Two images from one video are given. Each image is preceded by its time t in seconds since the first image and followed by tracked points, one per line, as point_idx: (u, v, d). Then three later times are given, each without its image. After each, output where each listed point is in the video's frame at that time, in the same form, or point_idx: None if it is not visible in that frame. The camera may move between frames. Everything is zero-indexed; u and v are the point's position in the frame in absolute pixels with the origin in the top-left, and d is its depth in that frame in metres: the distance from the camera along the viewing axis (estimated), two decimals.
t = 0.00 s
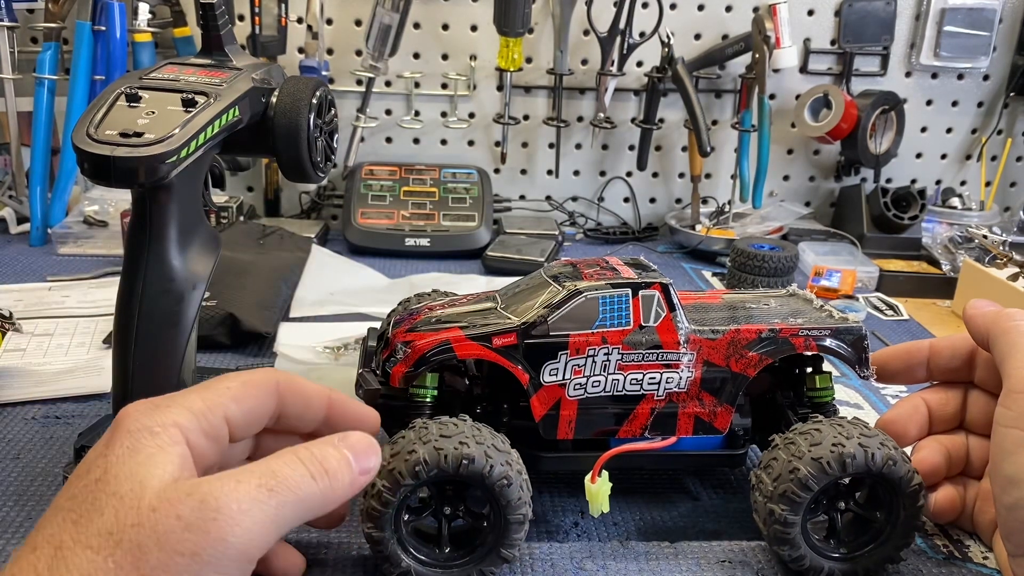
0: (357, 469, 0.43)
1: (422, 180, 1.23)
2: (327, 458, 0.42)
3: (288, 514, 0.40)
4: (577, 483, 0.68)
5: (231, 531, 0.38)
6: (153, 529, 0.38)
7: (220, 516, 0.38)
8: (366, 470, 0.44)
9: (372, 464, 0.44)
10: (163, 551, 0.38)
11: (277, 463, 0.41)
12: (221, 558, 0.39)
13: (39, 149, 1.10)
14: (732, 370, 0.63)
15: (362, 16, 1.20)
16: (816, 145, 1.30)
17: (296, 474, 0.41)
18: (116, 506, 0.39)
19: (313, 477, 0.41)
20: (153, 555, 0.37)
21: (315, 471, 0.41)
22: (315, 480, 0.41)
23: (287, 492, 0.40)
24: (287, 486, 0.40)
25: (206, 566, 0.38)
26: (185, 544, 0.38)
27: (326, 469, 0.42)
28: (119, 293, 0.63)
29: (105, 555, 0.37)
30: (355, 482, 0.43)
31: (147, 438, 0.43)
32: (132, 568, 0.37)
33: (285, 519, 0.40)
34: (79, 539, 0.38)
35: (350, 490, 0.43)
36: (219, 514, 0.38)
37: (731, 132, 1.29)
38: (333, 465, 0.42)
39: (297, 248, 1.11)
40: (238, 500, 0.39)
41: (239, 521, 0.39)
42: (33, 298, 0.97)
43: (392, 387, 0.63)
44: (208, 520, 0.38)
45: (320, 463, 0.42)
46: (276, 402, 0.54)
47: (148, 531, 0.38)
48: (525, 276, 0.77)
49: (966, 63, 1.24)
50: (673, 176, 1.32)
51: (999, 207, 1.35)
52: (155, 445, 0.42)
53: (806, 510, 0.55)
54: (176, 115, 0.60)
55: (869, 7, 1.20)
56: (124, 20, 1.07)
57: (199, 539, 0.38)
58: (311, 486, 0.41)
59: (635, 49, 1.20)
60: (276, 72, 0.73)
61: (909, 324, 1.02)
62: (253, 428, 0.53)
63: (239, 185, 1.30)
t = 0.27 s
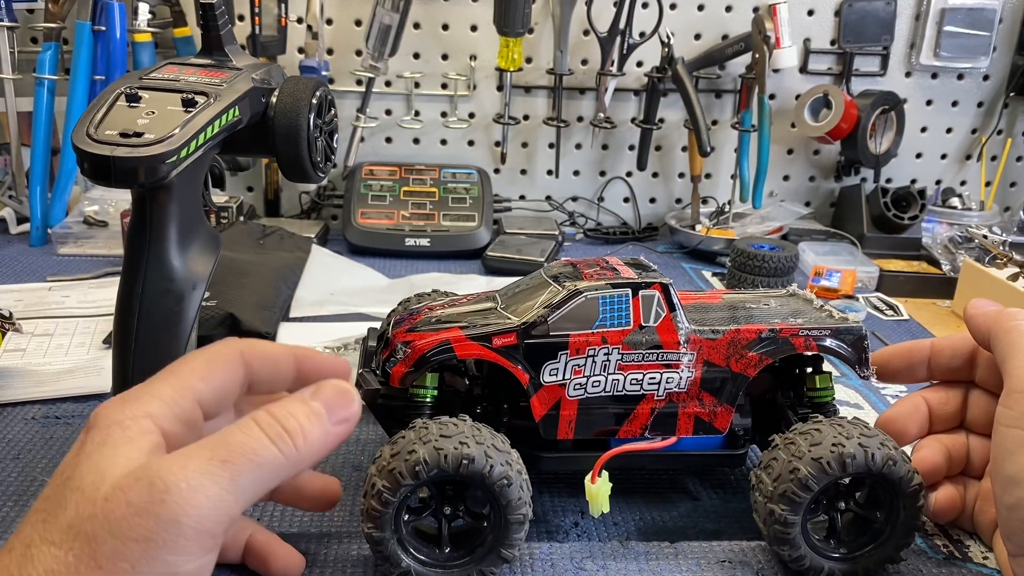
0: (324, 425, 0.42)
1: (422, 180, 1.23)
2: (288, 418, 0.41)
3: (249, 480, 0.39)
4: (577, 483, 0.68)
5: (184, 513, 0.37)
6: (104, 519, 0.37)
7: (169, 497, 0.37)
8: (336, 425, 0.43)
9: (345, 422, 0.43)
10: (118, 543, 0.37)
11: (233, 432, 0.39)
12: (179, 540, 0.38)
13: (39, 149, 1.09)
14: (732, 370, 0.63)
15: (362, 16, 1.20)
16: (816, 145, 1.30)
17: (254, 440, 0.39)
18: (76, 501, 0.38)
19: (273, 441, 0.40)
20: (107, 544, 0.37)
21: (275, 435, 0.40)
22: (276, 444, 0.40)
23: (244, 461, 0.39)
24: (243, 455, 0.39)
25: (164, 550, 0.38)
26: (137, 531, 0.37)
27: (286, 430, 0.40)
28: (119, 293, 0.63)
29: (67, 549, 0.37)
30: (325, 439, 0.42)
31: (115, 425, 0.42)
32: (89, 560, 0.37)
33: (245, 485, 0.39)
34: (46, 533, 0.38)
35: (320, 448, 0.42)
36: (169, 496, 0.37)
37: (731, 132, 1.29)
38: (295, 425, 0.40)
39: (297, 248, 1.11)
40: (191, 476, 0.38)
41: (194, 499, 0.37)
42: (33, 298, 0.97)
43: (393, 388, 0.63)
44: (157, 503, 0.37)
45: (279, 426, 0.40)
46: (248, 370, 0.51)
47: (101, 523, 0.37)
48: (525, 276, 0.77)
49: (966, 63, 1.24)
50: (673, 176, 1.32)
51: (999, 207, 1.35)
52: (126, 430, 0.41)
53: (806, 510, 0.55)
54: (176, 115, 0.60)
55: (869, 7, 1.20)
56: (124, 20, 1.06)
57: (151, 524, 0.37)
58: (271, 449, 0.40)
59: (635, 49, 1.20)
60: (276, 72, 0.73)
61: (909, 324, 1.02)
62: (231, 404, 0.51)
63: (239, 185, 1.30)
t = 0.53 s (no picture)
0: (231, 349, 0.35)
1: (422, 180, 1.23)
2: (190, 355, 0.35)
3: (160, 432, 0.36)
4: (577, 483, 0.68)
5: (95, 485, 0.36)
6: (24, 504, 0.38)
7: (80, 474, 0.36)
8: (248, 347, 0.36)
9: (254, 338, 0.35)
10: (41, 526, 0.37)
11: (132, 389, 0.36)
12: (102, 512, 0.37)
13: (38, 149, 1.09)
14: (732, 370, 0.63)
15: (362, 16, 1.20)
16: (816, 145, 1.30)
17: (151, 391, 0.35)
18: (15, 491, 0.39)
19: (168, 387, 0.35)
20: (32, 530, 0.38)
21: (170, 379, 0.35)
22: (176, 390, 0.35)
23: (146, 416, 0.35)
24: (146, 411, 0.35)
25: (87, 524, 0.37)
26: (53, 511, 0.37)
27: (179, 373, 0.35)
28: (119, 293, 0.63)
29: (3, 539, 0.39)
30: (236, 363, 0.36)
31: (75, 406, 0.41)
32: (19, 546, 0.38)
33: (157, 438, 0.36)
34: None
35: (232, 373, 0.36)
36: (81, 472, 0.36)
37: (731, 132, 1.29)
38: (194, 364, 0.35)
39: (297, 248, 1.11)
40: (104, 446, 0.36)
41: (106, 470, 0.36)
42: (33, 298, 0.97)
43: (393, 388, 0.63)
44: (68, 482, 0.36)
45: (174, 367, 0.35)
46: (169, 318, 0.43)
47: (23, 510, 0.38)
48: (525, 276, 0.77)
49: (966, 63, 1.24)
50: (673, 176, 1.32)
51: (999, 207, 1.35)
52: (83, 408, 0.40)
53: (806, 510, 0.55)
54: (176, 114, 0.60)
55: (869, 7, 1.20)
56: (124, 20, 1.06)
57: (65, 502, 0.37)
58: (172, 395, 0.35)
59: (635, 49, 1.20)
60: (276, 71, 0.73)
61: (909, 324, 1.02)
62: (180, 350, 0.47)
63: (239, 185, 1.30)
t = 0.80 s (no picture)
0: (298, 386, 0.40)
1: (422, 180, 1.23)
2: (258, 387, 0.39)
3: (223, 460, 0.39)
4: (577, 483, 0.68)
5: (158, 507, 0.38)
6: (82, 516, 0.38)
7: (142, 492, 0.38)
8: (312, 382, 0.41)
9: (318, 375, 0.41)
10: (94, 539, 0.38)
11: (198, 414, 0.39)
12: (160, 534, 0.39)
13: (39, 149, 1.10)
14: (732, 370, 0.62)
15: (361, 16, 1.20)
16: (816, 145, 1.30)
17: (219, 418, 0.38)
18: (62, 497, 0.39)
19: (238, 417, 0.38)
20: (86, 542, 0.38)
21: (240, 409, 0.39)
22: (245, 420, 0.39)
23: (212, 442, 0.38)
24: (214, 439, 0.38)
25: (145, 544, 0.39)
26: (113, 527, 0.38)
27: (250, 405, 0.39)
28: (119, 293, 0.63)
29: (51, 545, 0.38)
30: (300, 400, 0.40)
31: (112, 412, 0.42)
32: (71, 556, 0.38)
33: (219, 465, 0.39)
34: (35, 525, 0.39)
35: (295, 408, 0.40)
36: (142, 490, 0.38)
37: (731, 132, 1.29)
38: (264, 395, 0.39)
39: (297, 248, 1.11)
40: (166, 467, 0.38)
41: (171, 492, 0.38)
42: (33, 298, 0.97)
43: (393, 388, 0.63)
44: (131, 499, 0.38)
45: (243, 397, 0.39)
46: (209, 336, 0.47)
47: (79, 520, 0.38)
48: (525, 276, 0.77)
49: (966, 63, 1.24)
50: (673, 176, 1.32)
51: (999, 207, 1.35)
52: (123, 417, 0.41)
53: (806, 510, 0.55)
54: (176, 114, 0.60)
55: (869, 7, 1.20)
56: (124, 20, 1.06)
57: (127, 519, 0.38)
58: (241, 423, 0.39)
59: (635, 49, 1.20)
60: (276, 72, 0.73)
61: (909, 324, 1.02)
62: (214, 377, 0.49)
63: (239, 185, 1.30)
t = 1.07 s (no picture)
0: (299, 386, 0.40)
1: (422, 180, 1.23)
2: (260, 387, 0.39)
3: (223, 459, 0.39)
4: (577, 483, 0.68)
5: (158, 504, 0.38)
6: (81, 514, 0.38)
7: (143, 491, 0.38)
8: (312, 380, 0.41)
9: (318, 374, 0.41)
10: (95, 536, 0.38)
11: (199, 413, 0.39)
12: (161, 531, 0.39)
13: (39, 149, 1.10)
14: (731, 370, 0.63)
15: (361, 16, 1.21)
16: (816, 145, 1.30)
17: (220, 418, 0.38)
18: (62, 495, 0.39)
19: (239, 417, 0.39)
20: (86, 539, 0.38)
21: (241, 409, 0.39)
22: (247, 420, 0.39)
23: (213, 441, 0.38)
24: (215, 438, 0.38)
25: (145, 541, 0.39)
26: (114, 525, 0.38)
27: (251, 404, 0.39)
28: (119, 293, 0.63)
29: (51, 543, 0.38)
30: (301, 399, 0.41)
31: (111, 411, 0.42)
32: (71, 554, 0.38)
33: (219, 465, 0.39)
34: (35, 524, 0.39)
35: (296, 408, 0.41)
36: (143, 488, 0.38)
37: (731, 132, 1.29)
38: (266, 395, 0.39)
39: (297, 248, 1.11)
40: (167, 466, 0.38)
41: (172, 490, 0.38)
42: (33, 298, 0.97)
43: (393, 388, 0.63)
44: (132, 497, 0.38)
45: (246, 397, 0.39)
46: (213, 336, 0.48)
47: (79, 518, 0.38)
48: (525, 276, 0.77)
49: (966, 63, 1.24)
50: (673, 176, 1.32)
51: (999, 207, 1.35)
52: (122, 417, 0.41)
53: (806, 510, 0.55)
54: (176, 114, 0.60)
55: (869, 7, 1.20)
56: (124, 20, 1.06)
57: (128, 517, 0.38)
58: (242, 423, 0.39)
59: (635, 49, 1.20)
60: (276, 72, 0.73)
61: (909, 324, 1.02)
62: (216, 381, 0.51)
63: (239, 185, 1.30)
